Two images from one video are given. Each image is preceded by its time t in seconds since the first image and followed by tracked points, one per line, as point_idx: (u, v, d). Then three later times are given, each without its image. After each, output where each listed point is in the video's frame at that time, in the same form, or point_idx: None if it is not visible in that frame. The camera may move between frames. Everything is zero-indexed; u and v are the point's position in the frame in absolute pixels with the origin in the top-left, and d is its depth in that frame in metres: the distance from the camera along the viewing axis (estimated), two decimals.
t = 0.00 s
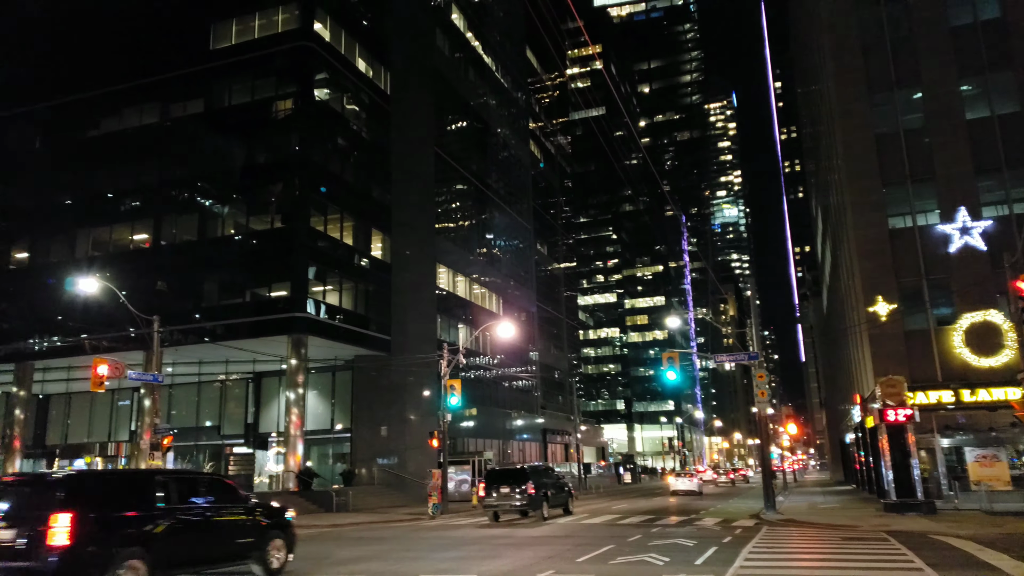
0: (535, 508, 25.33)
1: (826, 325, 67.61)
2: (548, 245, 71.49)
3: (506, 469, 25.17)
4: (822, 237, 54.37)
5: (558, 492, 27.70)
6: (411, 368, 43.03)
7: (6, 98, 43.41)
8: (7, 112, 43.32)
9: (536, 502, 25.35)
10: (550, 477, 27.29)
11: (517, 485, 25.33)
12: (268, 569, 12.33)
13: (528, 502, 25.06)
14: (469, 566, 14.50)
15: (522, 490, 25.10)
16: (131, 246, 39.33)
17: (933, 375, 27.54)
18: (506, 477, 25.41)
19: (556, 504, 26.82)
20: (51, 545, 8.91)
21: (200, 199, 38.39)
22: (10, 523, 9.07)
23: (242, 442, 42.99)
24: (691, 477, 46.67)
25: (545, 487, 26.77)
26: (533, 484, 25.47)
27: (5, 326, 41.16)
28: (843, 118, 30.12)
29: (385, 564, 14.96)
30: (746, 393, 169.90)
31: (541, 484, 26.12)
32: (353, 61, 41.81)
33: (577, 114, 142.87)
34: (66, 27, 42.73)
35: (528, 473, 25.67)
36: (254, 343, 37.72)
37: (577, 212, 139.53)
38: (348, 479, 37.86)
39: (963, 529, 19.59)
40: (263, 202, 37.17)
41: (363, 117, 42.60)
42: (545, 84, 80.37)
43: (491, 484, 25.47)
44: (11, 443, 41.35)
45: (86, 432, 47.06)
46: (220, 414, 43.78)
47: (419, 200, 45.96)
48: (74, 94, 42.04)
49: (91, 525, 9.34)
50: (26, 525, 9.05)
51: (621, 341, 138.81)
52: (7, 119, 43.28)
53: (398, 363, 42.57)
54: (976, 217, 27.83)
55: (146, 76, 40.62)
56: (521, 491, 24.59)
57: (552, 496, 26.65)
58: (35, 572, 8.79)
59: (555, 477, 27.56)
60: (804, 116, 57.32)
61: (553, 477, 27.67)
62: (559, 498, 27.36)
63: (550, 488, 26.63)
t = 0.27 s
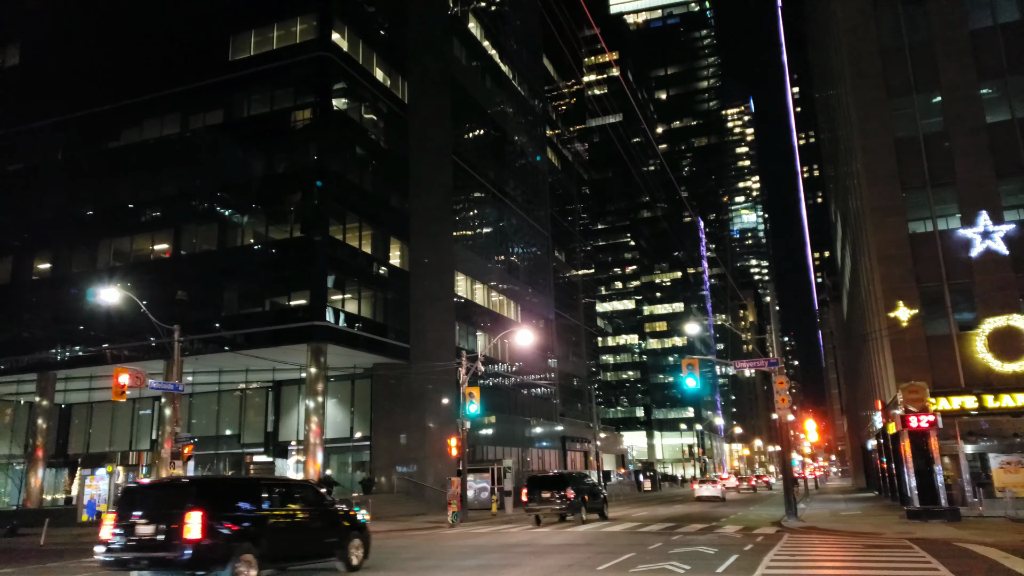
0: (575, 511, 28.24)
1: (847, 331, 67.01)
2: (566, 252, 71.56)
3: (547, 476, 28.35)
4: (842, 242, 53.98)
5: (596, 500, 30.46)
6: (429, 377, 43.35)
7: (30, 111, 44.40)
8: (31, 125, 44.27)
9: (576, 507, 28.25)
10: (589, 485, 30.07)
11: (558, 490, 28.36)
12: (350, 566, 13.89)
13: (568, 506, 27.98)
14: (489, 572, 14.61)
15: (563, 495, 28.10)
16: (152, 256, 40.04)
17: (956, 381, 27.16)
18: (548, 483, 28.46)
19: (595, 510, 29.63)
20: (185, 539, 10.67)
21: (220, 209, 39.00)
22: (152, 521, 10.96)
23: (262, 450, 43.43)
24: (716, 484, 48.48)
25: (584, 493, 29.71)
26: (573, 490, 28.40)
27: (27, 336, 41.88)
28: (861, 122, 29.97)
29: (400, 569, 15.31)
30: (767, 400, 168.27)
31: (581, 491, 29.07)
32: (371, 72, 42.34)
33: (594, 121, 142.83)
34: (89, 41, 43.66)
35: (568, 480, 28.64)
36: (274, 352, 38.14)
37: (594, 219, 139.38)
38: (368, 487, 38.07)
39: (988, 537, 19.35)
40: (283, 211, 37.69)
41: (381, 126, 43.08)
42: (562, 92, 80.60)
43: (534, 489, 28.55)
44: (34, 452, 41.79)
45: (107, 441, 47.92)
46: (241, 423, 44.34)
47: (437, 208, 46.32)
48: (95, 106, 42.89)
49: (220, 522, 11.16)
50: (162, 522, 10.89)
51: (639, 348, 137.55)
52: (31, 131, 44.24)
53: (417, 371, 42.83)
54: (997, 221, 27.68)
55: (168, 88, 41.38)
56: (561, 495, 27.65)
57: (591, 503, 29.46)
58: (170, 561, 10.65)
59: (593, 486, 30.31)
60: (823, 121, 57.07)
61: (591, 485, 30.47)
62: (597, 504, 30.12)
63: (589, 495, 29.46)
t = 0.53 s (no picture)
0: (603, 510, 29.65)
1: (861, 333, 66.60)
2: (578, 254, 71.57)
3: (578, 477, 29.71)
4: (856, 244, 53.71)
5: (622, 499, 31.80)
6: (442, 378, 43.28)
7: (46, 114, 44.95)
8: (47, 127, 44.83)
9: (604, 506, 29.70)
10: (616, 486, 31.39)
11: (588, 490, 29.77)
12: (411, 555, 16.56)
13: (597, 506, 29.41)
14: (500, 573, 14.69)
15: (592, 495, 29.53)
16: (166, 258, 40.49)
17: (971, 384, 27.03)
18: (579, 483, 29.85)
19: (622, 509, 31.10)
20: (283, 532, 13.04)
21: (233, 211, 39.39)
22: (254, 516, 13.29)
23: (275, 451, 43.76)
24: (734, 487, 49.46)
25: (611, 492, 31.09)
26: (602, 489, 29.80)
27: (43, 338, 42.41)
28: (874, 122, 29.86)
29: (410, 568, 15.43)
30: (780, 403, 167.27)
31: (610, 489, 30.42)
32: (383, 74, 42.62)
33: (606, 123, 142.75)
34: (105, 44, 44.19)
35: (598, 480, 29.97)
36: (287, 353, 38.43)
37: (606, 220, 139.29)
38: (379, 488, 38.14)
39: (1002, 540, 19.23)
40: (295, 214, 38.01)
41: (393, 129, 43.34)
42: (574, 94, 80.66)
43: (566, 490, 30.04)
44: (50, 453, 42.03)
45: (123, 442, 48.33)
46: (254, 424, 44.70)
47: (449, 210, 46.51)
48: (110, 109, 43.38)
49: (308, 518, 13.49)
50: (262, 517, 13.24)
51: (650, 349, 138.81)
52: (48, 134, 44.80)
53: (429, 373, 43.02)
54: (1014, 223, 27.51)
55: (182, 91, 41.81)
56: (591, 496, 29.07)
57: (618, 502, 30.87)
58: (269, 550, 13.01)
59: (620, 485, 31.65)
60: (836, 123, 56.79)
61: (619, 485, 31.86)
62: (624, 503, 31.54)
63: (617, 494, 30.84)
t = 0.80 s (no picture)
0: (630, 501, 31.50)
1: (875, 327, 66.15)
2: (589, 248, 71.41)
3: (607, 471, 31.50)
4: (870, 237, 53.21)
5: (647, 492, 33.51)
6: (453, 371, 43.48)
7: (61, 111, 45.34)
8: (61, 123, 45.18)
9: (631, 497, 31.53)
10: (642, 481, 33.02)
11: (616, 483, 31.55)
12: (464, 540, 18.53)
13: (624, 497, 31.25)
14: (513, 566, 14.79)
15: (620, 487, 31.35)
16: (179, 253, 40.81)
17: (986, 378, 26.80)
18: (609, 476, 31.67)
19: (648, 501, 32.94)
20: (360, 517, 15.27)
21: (245, 206, 39.65)
22: (335, 502, 15.57)
23: (289, 445, 43.95)
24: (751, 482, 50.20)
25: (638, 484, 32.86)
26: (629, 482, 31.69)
27: (59, 332, 42.89)
28: (890, 114, 29.59)
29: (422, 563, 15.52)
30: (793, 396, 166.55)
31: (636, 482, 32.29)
32: (395, 68, 42.66)
33: (618, 116, 141.83)
34: (118, 41, 44.51)
35: (625, 473, 31.81)
36: (301, 347, 38.72)
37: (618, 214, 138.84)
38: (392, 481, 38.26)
39: (1017, 535, 19.14)
40: (307, 208, 38.18)
41: (404, 123, 43.39)
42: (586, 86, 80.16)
43: (595, 482, 31.64)
44: (68, 445, 42.39)
45: (138, 436, 48.89)
46: (268, 417, 44.97)
47: (460, 204, 46.58)
48: (123, 105, 43.70)
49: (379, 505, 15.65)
50: (341, 504, 15.52)
51: (662, 343, 137.48)
52: (62, 130, 45.14)
53: (440, 366, 43.21)
54: None
55: (194, 86, 42.03)
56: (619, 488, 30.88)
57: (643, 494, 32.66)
58: (348, 533, 15.23)
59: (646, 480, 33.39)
60: (851, 115, 56.19)
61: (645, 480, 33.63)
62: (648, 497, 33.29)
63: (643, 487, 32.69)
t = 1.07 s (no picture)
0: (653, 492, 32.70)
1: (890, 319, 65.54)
2: (600, 240, 71.15)
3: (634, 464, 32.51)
4: (884, 227, 52.64)
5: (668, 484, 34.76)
6: (465, 365, 43.58)
7: (75, 107, 45.68)
8: (75, 120, 45.48)
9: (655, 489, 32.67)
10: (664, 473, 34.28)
11: (642, 475, 32.64)
12: (505, 526, 20.00)
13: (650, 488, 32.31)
14: (526, 559, 14.80)
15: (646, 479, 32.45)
16: (193, 248, 41.05)
17: (1004, 370, 26.47)
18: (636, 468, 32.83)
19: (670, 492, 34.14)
20: (419, 505, 16.48)
21: (258, 201, 39.79)
22: (396, 490, 16.69)
23: (303, 438, 44.33)
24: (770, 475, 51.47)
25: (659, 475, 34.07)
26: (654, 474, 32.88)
27: (76, 327, 43.33)
28: (905, 103, 29.22)
29: (434, 556, 15.55)
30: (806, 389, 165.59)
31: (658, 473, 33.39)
32: (405, 62, 42.61)
33: (629, 108, 141.03)
34: (131, 38, 44.76)
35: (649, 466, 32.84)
36: (314, 341, 38.86)
37: (630, 206, 138.18)
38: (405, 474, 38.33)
39: None
40: (319, 202, 38.28)
41: (415, 116, 43.34)
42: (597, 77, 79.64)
43: (623, 474, 32.76)
44: (85, 439, 43.03)
45: (154, 429, 49.32)
46: (281, 411, 45.29)
47: (471, 197, 46.52)
48: (136, 101, 43.96)
49: (435, 494, 16.86)
50: (401, 493, 16.67)
51: (676, 336, 138.17)
52: (76, 127, 45.48)
53: (452, 360, 43.29)
54: None
55: (206, 82, 42.20)
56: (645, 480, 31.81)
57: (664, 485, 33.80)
58: (407, 519, 16.48)
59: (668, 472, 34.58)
60: (865, 105, 55.55)
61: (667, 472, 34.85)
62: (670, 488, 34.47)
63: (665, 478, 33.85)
